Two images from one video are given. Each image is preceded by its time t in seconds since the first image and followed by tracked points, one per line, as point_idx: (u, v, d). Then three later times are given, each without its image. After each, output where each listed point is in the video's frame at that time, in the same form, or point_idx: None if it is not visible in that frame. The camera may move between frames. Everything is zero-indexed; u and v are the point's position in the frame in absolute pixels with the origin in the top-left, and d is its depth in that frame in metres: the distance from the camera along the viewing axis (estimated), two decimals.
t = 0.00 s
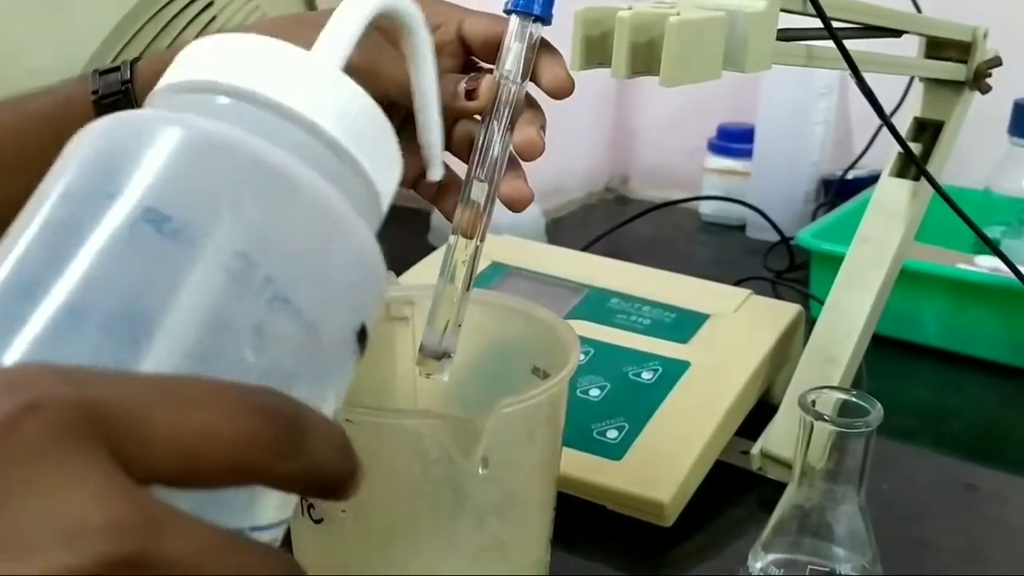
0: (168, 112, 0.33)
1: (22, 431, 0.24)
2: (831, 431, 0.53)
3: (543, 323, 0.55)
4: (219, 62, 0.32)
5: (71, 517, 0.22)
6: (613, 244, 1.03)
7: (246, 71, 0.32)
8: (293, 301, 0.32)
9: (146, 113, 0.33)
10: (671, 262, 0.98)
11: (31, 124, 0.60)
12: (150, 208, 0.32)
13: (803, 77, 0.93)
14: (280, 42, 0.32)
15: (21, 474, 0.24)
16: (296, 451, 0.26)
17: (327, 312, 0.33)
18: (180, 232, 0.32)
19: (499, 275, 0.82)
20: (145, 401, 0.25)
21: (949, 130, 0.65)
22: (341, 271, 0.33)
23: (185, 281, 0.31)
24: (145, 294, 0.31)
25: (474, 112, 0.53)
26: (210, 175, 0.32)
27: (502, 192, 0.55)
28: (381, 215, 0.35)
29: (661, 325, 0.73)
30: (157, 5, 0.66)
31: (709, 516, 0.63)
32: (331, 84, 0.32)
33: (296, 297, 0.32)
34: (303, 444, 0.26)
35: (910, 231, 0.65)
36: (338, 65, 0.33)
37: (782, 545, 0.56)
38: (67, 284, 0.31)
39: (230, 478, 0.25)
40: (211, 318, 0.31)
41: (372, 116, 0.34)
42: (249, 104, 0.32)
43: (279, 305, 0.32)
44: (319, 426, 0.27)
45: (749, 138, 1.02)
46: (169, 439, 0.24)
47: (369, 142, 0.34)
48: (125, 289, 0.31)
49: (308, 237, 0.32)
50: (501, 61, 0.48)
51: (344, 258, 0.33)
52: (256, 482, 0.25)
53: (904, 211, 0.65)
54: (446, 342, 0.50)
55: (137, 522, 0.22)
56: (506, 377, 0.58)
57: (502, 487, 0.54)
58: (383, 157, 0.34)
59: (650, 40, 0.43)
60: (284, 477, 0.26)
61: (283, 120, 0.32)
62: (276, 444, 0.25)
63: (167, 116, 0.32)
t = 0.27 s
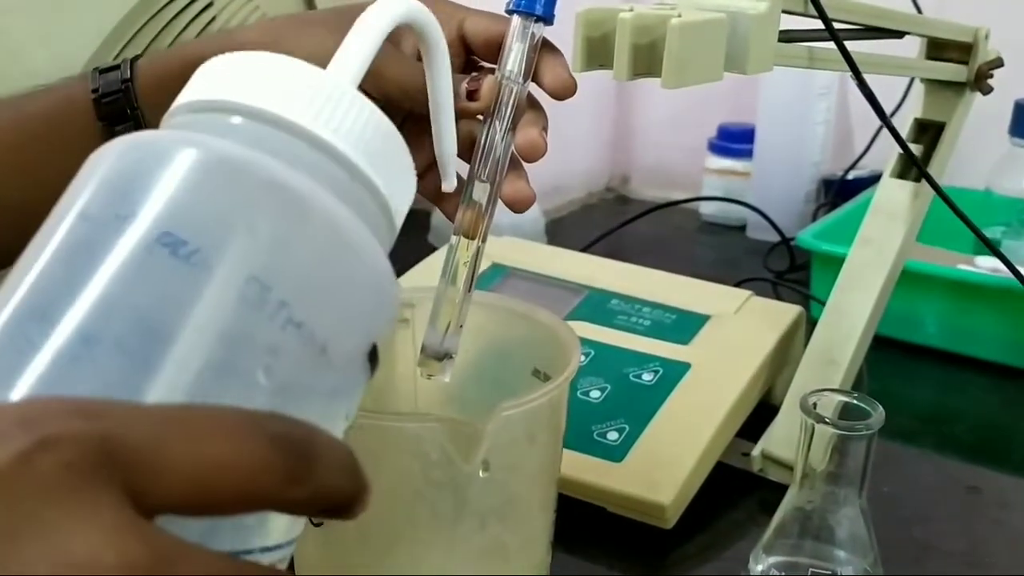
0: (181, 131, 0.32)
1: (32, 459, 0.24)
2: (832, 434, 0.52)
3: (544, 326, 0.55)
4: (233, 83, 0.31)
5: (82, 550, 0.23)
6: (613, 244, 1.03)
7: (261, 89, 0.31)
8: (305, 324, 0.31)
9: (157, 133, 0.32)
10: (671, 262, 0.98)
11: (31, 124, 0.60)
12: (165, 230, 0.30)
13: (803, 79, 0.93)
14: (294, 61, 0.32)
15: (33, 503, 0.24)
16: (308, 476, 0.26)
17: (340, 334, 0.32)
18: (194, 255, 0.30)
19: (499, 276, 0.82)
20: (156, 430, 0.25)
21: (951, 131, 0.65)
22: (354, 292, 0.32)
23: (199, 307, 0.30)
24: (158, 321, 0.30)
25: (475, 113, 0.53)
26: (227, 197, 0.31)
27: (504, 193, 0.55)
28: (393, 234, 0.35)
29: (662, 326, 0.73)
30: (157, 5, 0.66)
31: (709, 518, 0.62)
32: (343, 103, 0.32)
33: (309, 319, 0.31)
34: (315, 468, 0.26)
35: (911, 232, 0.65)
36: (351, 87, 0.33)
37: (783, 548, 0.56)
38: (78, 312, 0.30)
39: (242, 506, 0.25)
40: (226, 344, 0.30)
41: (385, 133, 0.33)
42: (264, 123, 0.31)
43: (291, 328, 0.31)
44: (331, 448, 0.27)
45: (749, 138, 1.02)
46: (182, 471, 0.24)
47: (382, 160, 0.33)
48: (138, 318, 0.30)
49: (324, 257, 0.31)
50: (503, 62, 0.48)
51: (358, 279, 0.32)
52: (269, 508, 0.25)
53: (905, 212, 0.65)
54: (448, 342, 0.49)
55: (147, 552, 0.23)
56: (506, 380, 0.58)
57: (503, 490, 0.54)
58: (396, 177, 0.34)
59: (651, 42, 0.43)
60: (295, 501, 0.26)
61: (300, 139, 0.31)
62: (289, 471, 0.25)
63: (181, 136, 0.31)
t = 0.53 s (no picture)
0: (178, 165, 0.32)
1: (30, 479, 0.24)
2: (835, 435, 0.52)
3: (548, 326, 0.55)
4: (229, 117, 0.31)
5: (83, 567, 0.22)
6: (615, 244, 1.03)
7: (256, 121, 0.31)
8: (305, 348, 0.31)
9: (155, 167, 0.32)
10: (672, 262, 0.98)
11: (32, 125, 0.60)
12: (163, 260, 0.31)
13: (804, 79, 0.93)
14: (288, 95, 0.32)
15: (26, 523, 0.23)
16: (312, 494, 0.25)
17: (341, 358, 0.32)
18: (192, 284, 0.30)
19: (501, 276, 0.82)
20: (157, 450, 0.24)
21: (953, 131, 0.65)
22: (354, 317, 0.32)
23: (198, 336, 0.30)
24: (159, 350, 0.30)
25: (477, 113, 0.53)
26: (224, 228, 0.31)
27: (505, 193, 0.55)
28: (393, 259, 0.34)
29: (664, 326, 0.73)
30: (158, 7, 0.66)
31: (712, 518, 0.62)
32: (339, 134, 0.32)
33: (309, 344, 0.31)
34: (319, 486, 0.26)
35: (913, 232, 0.65)
36: (344, 118, 0.32)
37: (786, 548, 0.56)
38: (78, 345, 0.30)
39: (245, 526, 0.24)
40: (226, 371, 0.30)
41: (382, 163, 0.33)
42: (259, 156, 0.31)
43: (291, 353, 0.31)
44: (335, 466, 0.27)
45: (750, 138, 1.01)
46: (185, 491, 0.24)
47: (381, 186, 0.33)
48: (140, 346, 0.30)
49: (322, 284, 0.31)
50: (505, 61, 0.48)
51: (358, 304, 0.32)
52: (270, 528, 0.25)
53: (907, 212, 0.65)
54: (449, 345, 0.49)
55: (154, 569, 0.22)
56: (510, 381, 0.58)
57: (506, 491, 0.54)
58: (393, 203, 0.34)
59: (655, 42, 0.43)
60: (300, 522, 0.25)
61: (295, 170, 0.31)
62: (293, 489, 0.25)
63: (177, 170, 0.31)
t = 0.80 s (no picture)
0: (181, 171, 0.32)
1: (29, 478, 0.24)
2: (836, 434, 0.52)
3: (549, 325, 0.55)
4: (231, 124, 0.32)
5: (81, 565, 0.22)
6: (616, 243, 1.03)
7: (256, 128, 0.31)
8: (302, 351, 0.31)
9: (158, 174, 0.32)
10: (673, 261, 0.98)
11: (32, 123, 0.60)
12: (161, 260, 0.31)
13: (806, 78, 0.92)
14: (290, 104, 0.32)
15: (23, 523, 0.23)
16: (303, 490, 0.26)
17: (338, 363, 0.32)
18: (190, 285, 0.30)
19: (501, 275, 0.82)
20: (155, 448, 0.24)
21: (954, 131, 0.65)
22: (352, 322, 0.32)
23: (196, 336, 0.30)
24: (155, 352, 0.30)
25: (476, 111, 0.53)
26: (222, 230, 0.31)
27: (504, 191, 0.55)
28: (391, 270, 0.35)
29: (664, 326, 0.73)
30: (159, 6, 0.67)
31: (713, 518, 0.62)
32: (339, 142, 0.32)
33: (306, 347, 0.31)
34: (310, 484, 0.26)
35: (913, 232, 0.65)
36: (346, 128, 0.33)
37: (786, 547, 0.56)
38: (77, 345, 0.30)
39: (238, 524, 0.25)
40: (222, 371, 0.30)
41: (383, 174, 0.33)
42: (260, 163, 0.31)
43: (288, 355, 0.31)
44: (327, 466, 0.27)
45: (751, 137, 1.02)
46: (182, 488, 0.24)
47: (380, 196, 0.33)
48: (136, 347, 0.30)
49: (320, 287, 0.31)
50: (505, 59, 0.48)
51: (356, 309, 0.32)
52: (262, 526, 0.25)
53: (908, 211, 0.65)
54: (446, 342, 0.49)
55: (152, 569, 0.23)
56: (511, 380, 0.58)
57: (508, 491, 0.54)
58: (393, 214, 0.34)
59: (655, 42, 0.43)
60: (290, 519, 0.26)
61: (294, 176, 0.31)
62: (285, 487, 0.25)
63: (179, 176, 0.31)
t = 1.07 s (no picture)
0: (185, 183, 0.32)
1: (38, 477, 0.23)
2: (838, 431, 0.52)
3: (551, 324, 0.55)
4: (234, 135, 0.32)
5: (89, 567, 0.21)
6: (617, 242, 1.03)
7: (258, 139, 0.31)
8: (303, 360, 0.31)
9: (162, 185, 0.32)
10: (674, 260, 0.98)
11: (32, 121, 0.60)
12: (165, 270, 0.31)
13: (807, 79, 0.93)
14: (293, 116, 0.32)
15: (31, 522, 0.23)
16: (305, 495, 0.26)
17: (339, 372, 0.32)
18: (193, 295, 0.30)
19: (503, 274, 0.82)
20: (163, 451, 0.24)
21: (956, 129, 0.65)
22: (354, 332, 0.32)
23: (199, 346, 0.30)
24: (159, 360, 0.30)
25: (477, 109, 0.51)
26: (226, 241, 0.31)
27: (504, 188, 0.55)
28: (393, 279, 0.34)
29: (666, 324, 0.73)
30: (161, 5, 0.67)
31: (714, 516, 0.62)
32: (341, 154, 0.32)
33: (307, 356, 0.31)
34: (311, 488, 0.26)
35: (915, 231, 0.65)
36: (347, 139, 0.33)
37: (789, 545, 0.56)
38: (83, 355, 0.30)
39: (242, 527, 0.25)
40: (225, 380, 0.30)
41: (384, 184, 0.33)
42: (264, 175, 0.31)
43: (289, 364, 0.31)
44: (329, 473, 0.27)
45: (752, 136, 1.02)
46: (188, 491, 0.24)
47: (381, 207, 0.33)
48: (139, 355, 0.30)
49: (322, 298, 0.31)
50: (505, 55, 0.48)
51: (358, 319, 0.32)
52: (263, 529, 0.25)
53: (910, 210, 0.65)
54: (443, 340, 0.49)
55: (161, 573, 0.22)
56: (513, 378, 0.58)
57: (511, 490, 0.54)
58: (394, 223, 0.34)
59: (658, 40, 0.43)
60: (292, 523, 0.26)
61: (296, 188, 0.31)
62: (287, 493, 0.25)
63: (183, 187, 0.31)
